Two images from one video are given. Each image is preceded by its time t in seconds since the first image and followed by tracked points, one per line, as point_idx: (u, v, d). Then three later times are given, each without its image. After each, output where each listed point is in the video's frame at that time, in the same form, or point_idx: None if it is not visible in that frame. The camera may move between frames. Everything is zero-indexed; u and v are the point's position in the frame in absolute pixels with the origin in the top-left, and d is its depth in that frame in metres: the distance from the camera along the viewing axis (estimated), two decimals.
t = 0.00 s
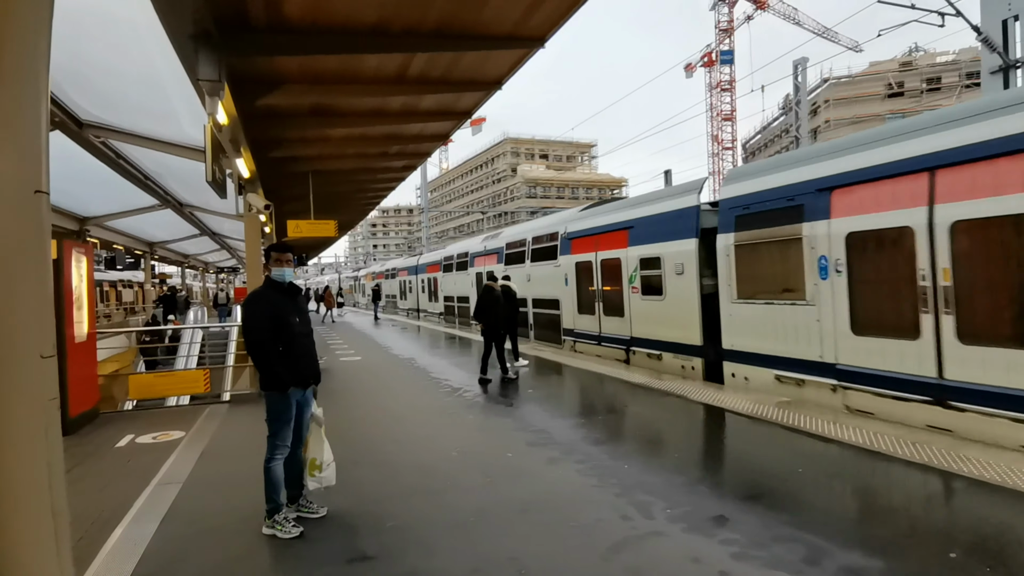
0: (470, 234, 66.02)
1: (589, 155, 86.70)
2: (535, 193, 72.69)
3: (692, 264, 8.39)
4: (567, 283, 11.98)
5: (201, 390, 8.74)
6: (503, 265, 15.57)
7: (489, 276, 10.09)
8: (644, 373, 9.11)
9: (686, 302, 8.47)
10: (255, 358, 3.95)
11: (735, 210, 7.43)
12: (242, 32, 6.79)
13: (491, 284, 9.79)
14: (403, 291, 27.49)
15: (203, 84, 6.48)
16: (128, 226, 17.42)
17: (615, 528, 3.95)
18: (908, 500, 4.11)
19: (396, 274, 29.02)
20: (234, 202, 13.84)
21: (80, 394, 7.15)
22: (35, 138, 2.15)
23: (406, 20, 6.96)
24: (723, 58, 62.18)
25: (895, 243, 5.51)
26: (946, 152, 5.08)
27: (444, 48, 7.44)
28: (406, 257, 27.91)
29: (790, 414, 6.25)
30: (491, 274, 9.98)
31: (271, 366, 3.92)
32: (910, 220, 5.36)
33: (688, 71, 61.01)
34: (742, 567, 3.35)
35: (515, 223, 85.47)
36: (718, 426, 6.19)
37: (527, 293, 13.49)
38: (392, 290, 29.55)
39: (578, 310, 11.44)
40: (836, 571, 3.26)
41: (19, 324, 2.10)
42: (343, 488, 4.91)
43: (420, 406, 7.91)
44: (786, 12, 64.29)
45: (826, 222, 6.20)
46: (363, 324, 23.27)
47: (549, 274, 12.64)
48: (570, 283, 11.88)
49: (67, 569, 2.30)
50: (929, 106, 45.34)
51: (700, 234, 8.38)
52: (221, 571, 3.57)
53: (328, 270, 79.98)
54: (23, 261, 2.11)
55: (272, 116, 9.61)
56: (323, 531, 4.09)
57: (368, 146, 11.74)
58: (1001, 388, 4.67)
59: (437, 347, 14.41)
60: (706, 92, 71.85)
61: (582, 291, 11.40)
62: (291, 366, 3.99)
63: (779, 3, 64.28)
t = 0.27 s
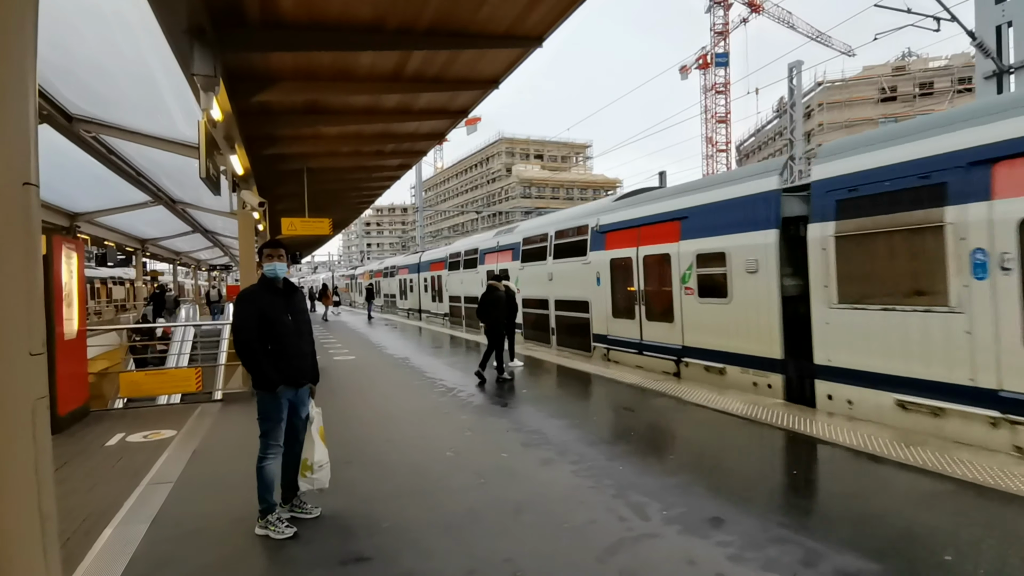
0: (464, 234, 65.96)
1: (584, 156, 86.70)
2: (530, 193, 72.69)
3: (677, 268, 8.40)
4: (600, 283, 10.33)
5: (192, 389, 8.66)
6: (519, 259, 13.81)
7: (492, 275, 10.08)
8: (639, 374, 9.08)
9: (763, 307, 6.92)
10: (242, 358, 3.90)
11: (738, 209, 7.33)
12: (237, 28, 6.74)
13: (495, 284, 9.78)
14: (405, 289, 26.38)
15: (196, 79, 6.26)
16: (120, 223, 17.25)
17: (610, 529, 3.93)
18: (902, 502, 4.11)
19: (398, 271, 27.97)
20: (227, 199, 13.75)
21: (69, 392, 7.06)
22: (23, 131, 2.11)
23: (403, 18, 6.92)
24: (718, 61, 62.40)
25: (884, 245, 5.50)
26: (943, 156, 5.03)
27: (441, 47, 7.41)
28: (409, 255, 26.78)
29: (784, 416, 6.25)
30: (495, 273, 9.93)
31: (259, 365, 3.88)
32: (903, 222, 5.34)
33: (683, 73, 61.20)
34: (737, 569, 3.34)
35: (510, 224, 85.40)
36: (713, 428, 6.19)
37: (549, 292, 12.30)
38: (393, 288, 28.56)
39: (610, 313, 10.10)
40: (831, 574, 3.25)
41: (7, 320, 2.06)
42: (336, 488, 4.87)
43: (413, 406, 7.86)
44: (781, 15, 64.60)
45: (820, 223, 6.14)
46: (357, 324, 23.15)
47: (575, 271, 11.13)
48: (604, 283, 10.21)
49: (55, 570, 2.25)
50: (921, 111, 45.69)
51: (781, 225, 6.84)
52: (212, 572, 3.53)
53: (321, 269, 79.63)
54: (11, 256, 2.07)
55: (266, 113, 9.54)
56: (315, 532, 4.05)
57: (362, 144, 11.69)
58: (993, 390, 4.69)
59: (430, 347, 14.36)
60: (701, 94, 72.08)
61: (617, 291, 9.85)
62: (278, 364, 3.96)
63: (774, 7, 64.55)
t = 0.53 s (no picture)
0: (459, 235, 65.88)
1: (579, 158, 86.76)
2: (525, 195, 72.75)
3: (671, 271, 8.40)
4: (640, 285, 9.05)
5: (183, 390, 8.59)
6: (540, 258, 12.53)
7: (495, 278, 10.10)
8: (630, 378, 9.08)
9: (878, 317, 5.56)
10: (232, 357, 3.86)
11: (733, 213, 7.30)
12: (232, 26, 6.71)
13: (496, 287, 9.80)
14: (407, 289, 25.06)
15: (189, 79, 6.14)
16: (112, 221, 17.12)
17: (602, 534, 3.92)
18: (894, 508, 4.12)
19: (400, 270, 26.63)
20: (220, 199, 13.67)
21: (58, 392, 6.99)
22: (11, 130, 2.08)
23: (398, 18, 6.90)
24: (713, 65, 62.67)
25: (881, 251, 5.54)
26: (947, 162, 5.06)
27: (437, 48, 7.39)
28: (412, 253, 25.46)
29: (777, 421, 6.26)
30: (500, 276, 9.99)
31: (248, 365, 3.84)
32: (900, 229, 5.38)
33: (679, 76, 61.38)
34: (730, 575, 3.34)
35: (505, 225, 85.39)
36: (706, 431, 6.19)
37: (575, 296, 11.04)
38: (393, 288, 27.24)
39: (652, 320, 8.81)
40: None
41: None
42: (327, 491, 4.84)
43: (406, 408, 7.83)
44: (775, 20, 64.97)
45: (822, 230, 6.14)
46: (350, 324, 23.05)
47: (609, 270, 9.77)
48: (645, 284, 8.93)
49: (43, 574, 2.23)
50: (914, 117, 46.02)
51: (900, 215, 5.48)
52: None
53: (315, 268, 79.36)
54: None
55: (260, 112, 9.49)
56: (305, 535, 4.01)
57: (357, 144, 11.65)
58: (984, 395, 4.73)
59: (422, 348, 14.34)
60: (696, 98, 72.36)
61: (663, 293, 8.57)
62: (268, 366, 3.92)
63: (769, 11, 64.86)
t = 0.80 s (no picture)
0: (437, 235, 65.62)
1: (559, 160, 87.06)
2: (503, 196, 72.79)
3: (637, 275, 8.48)
4: (678, 287, 7.75)
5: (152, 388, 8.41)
6: (549, 256, 11.17)
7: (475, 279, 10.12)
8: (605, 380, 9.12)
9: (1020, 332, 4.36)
10: (206, 358, 3.80)
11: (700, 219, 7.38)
12: (207, 20, 6.59)
13: (477, 287, 9.83)
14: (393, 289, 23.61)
15: (162, 71, 6.05)
16: (80, 215, 16.66)
17: (575, 535, 3.94)
18: (859, 509, 4.21)
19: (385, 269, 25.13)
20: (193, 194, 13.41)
21: (21, 390, 6.78)
22: None
23: (377, 16, 6.85)
24: (691, 71, 63.50)
25: (841, 257, 5.65)
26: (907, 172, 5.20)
27: (416, 47, 7.36)
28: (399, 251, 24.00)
29: (748, 423, 6.36)
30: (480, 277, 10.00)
31: (222, 366, 3.79)
32: (860, 236, 5.50)
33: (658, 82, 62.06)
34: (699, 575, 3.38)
35: (483, 226, 85.27)
36: (679, 434, 6.25)
37: (591, 299, 9.72)
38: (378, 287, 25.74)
39: (693, 330, 7.47)
40: None
41: None
42: (298, 492, 4.77)
43: (381, 409, 7.76)
44: (752, 29, 66.07)
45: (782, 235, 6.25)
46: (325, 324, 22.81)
47: (635, 270, 8.49)
48: (683, 287, 7.64)
49: None
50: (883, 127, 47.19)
51: None
52: None
53: (291, 267, 78.28)
54: None
55: (235, 107, 9.34)
56: (275, 538, 3.96)
57: (334, 142, 11.52)
58: (942, 400, 4.86)
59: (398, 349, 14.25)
60: (674, 103, 73.21)
61: (707, 299, 7.27)
62: (242, 366, 3.86)
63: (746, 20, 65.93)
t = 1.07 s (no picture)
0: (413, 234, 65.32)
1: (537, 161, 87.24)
2: (480, 197, 72.71)
3: (614, 279, 8.54)
4: (735, 291, 6.59)
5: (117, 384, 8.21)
6: (566, 253, 9.92)
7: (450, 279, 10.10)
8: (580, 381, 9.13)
9: None
10: (173, 353, 3.71)
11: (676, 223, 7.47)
12: (179, 9, 6.47)
13: (453, 288, 9.83)
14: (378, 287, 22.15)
15: (133, 60, 5.91)
16: (44, 206, 16.17)
17: (546, 534, 3.96)
18: (823, 508, 4.32)
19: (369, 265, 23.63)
20: (163, 187, 13.12)
21: None
22: None
23: (356, 12, 6.80)
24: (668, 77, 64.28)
25: (808, 263, 5.78)
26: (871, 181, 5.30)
27: (394, 44, 7.31)
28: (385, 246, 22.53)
29: (717, 424, 6.47)
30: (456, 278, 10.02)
31: (190, 361, 3.70)
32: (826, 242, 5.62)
33: (636, 86, 62.71)
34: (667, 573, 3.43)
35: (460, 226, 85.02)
36: (651, 435, 6.32)
37: (617, 303, 8.50)
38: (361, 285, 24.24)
39: (756, 342, 6.31)
40: None
41: None
42: (267, 491, 4.70)
43: (353, 407, 7.71)
44: (728, 37, 67.20)
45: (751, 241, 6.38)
46: (298, 322, 22.52)
47: (680, 269, 7.30)
48: (742, 292, 6.48)
49: None
50: (852, 138, 48.47)
51: None
52: None
53: (263, 264, 77.06)
54: None
55: (207, 100, 9.17)
56: (242, 537, 3.89)
57: (310, 138, 11.39)
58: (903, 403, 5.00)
59: (372, 348, 14.13)
60: (651, 108, 74.03)
61: (776, 307, 6.10)
62: (211, 361, 3.78)
63: (722, 28, 67.17)
